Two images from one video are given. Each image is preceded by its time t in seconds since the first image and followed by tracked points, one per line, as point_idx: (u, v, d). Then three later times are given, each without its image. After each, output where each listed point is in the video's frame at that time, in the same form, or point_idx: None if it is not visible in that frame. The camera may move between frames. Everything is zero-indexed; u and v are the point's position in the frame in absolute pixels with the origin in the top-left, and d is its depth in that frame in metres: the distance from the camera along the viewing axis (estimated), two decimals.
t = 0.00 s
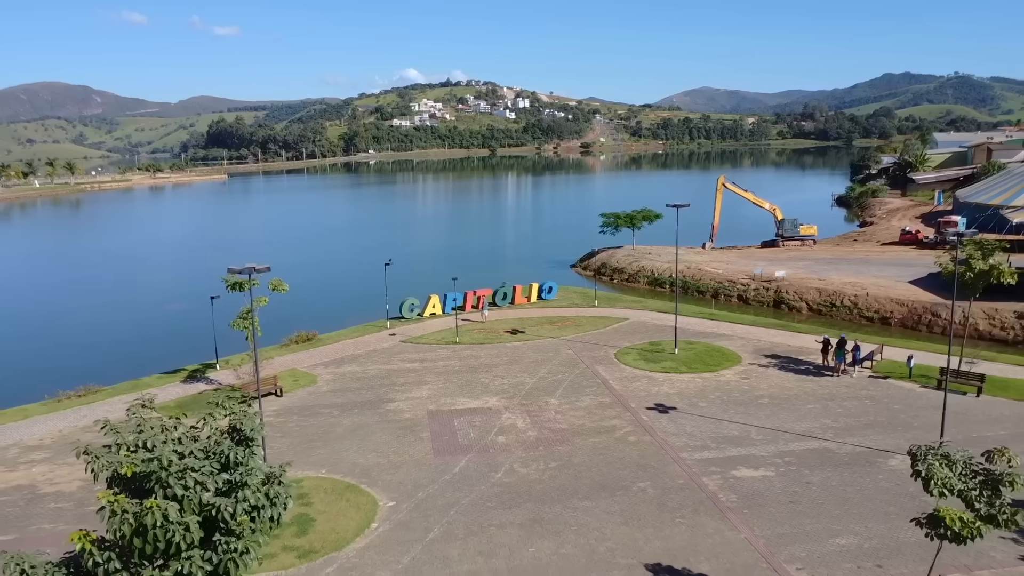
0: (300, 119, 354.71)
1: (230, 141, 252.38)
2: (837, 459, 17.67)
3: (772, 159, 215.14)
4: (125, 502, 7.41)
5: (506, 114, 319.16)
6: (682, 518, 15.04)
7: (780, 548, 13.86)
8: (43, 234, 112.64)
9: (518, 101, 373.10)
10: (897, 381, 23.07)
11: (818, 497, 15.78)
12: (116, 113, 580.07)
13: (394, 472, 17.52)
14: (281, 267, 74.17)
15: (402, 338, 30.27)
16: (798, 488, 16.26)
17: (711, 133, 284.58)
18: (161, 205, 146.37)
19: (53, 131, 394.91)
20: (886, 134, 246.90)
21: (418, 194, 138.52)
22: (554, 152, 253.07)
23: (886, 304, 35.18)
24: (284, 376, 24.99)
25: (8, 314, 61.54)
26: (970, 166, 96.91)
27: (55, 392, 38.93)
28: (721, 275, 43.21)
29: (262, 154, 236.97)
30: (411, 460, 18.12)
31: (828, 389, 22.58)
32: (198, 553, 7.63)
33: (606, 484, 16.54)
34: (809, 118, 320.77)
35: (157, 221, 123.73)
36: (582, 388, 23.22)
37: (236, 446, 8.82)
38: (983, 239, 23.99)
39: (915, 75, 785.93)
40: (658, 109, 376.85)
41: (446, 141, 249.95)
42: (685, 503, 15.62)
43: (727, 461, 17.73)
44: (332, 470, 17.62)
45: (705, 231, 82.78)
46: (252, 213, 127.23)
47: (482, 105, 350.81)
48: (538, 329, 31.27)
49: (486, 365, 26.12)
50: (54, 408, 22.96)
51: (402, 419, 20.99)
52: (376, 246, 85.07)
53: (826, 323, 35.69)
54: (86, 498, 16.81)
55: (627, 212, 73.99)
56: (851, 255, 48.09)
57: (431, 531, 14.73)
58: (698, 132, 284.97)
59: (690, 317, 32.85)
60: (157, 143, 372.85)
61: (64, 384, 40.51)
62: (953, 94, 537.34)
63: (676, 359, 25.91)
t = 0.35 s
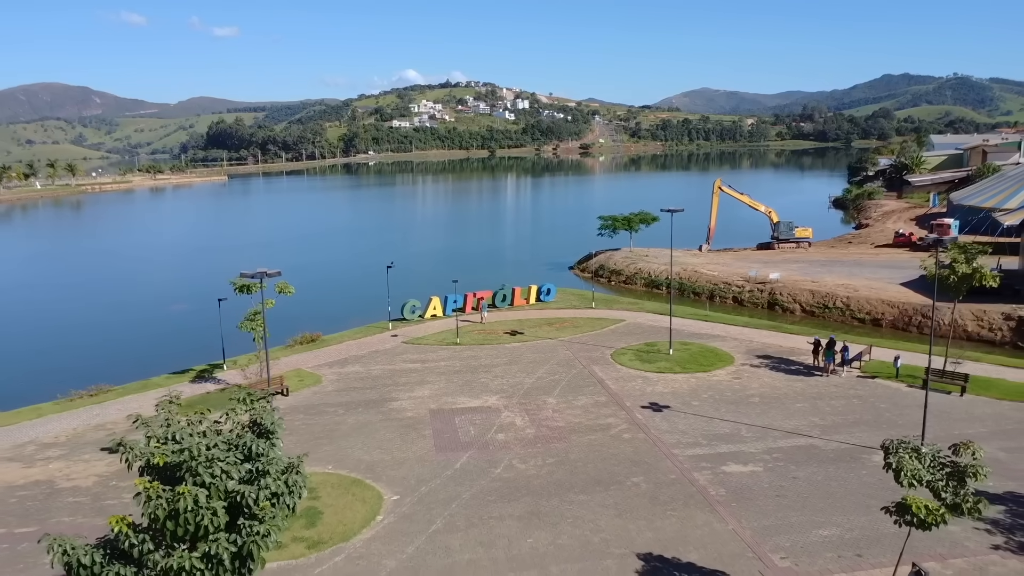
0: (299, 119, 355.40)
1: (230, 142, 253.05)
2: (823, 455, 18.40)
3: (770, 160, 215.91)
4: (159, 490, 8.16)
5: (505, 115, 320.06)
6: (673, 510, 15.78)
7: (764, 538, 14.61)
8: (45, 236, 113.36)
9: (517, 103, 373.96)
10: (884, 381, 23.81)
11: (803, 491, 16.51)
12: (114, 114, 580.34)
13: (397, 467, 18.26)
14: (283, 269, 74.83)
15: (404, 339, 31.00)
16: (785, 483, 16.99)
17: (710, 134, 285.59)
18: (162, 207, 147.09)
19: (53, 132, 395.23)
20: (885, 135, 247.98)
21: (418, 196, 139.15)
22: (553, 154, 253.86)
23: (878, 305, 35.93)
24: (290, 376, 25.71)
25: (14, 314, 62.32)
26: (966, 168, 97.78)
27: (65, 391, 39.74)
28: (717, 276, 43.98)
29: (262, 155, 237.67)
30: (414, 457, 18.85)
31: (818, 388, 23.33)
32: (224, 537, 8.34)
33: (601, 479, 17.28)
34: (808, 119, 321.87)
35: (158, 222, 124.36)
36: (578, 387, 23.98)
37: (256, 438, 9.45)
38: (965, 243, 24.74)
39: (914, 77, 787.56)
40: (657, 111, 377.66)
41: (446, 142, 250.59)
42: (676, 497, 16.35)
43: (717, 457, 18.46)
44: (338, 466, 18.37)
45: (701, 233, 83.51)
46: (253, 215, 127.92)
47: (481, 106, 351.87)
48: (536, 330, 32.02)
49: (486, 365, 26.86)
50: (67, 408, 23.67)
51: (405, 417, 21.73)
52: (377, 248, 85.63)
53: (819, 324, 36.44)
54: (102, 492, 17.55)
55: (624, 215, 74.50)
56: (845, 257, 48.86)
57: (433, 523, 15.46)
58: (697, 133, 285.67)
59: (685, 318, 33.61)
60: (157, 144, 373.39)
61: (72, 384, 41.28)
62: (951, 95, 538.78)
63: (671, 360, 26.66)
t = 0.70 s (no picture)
0: (299, 120, 356.16)
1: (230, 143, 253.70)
2: (811, 452, 19.08)
3: (770, 161, 216.78)
4: (186, 479, 8.83)
5: (505, 116, 320.95)
6: (666, 504, 16.44)
7: (752, 530, 15.28)
8: (47, 237, 113.83)
9: (517, 103, 374.77)
10: (874, 380, 24.49)
11: (792, 486, 17.18)
12: (114, 114, 580.66)
13: (401, 463, 18.93)
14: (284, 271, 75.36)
15: (406, 340, 31.66)
16: (774, 478, 17.66)
17: (710, 134, 286.50)
18: (162, 208, 147.65)
19: (53, 133, 395.79)
20: (884, 136, 248.92)
21: (417, 197, 139.63)
22: (553, 154, 254.64)
23: (871, 307, 36.61)
24: (295, 376, 26.34)
25: (19, 316, 62.90)
26: (962, 170, 98.58)
27: (73, 391, 40.32)
28: (713, 278, 44.65)
29: (262, 156, 238.39)
30: (417, 454, 19.53)
31: (809, 388, 24.01)
32: (244, 524, 9.00)
33: (597, 474, 17.96)
34: (807, 120, 322.83)
35: (158, 223, 124.87)
36: (577, 387, 24.64)
37: (272, 431, 10.06)
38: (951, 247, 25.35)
39: (914, 78, 788.84)
40: (656, 112, 378.43)
41: (445, 143, 251.22)
42: (670, 491, 17.02)
43: (710, 453, 19.14)
44: (344, 462, 19.04)
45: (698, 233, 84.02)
46: (253, 216, 128.39)
47: (481, 107, 352.73)
48: (535, 331, 32.71)
49: (486, 365, 27.53)
50: (79, 407, 24.30)
51: (408, 416, 22.40)
52: (378, 250, 86.08)
53: (813, 325, 37.09)
54: (117, 487, 18.19)
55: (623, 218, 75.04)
56: (840, 259, 49.54)
57: (436, 517, 16.13)
58: (696, 134, 286.62)
59: (681, 319, 34.30)
60: (157, 145, 374.03)
61: (79, 383, 41.85)
62: (951, 96, 539.82)
63: (667, 360, 27.33)
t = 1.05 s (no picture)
0: (299, 121, 356.89)
1: (230, 144, 254.64)
2: (800, 448, 19.83)
3: (768, 163, 217.74)
4: (211, 470, 9.56)
5: (504, 117, 321.83)
6: (659, 498, 17.19)
7: (741, 523, 16.01)
8: (49, 239, 114.41)
9: (516, 105, 375.62)
10: (862, 380, 25.23)
11: (779, 481, 17.93)
12: (112, 115, 580.71)
13: (405, 460, 19.66)
14: (286, 272, 75.89)
15: (408, 341, 32.41)
16: (763, 474, 18.40)
17: (709, 136, 287.62)
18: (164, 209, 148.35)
19: (53, 134, 396.76)
20: (883, 138, 250.14)
21: (417, 199, 140.24)
22: (553, 156, 255.65)
23: (863, 308, 37.39)
24: (300, 376, 27.08)
25: (24, 317, 63.43)
26: (957, 173, 99.47)
27: (81, 391, 40.93)
28: (709, 280, 45.39)
29: (263, 157, 239.06)
30: (420, 450, 20.26)
31: (799, 387, 24.76)
32: (263, 513, 9.74)
33: (593, 470, 18.69)
34: (807, 121, 323.94)
35: (159, 225, 125.40)
36: (574, 386, 25.40)
37: (288, 426, 10.74)
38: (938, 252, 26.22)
39: (913, 79, 790.23)
40: (655, 113, 379.37)
41: (445, 144, 252.12)
42: (662, 486, 17.76)
43: (702, 450, 19.88)
44: (349, 459, 19.78)
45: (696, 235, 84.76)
46: (253, 218, 128.93)
47: (480, 108, 353.79)
48: (534, 332, 33.46)
49: (486, 366, 28.26)
50: (91, 406, 25.06)
51: (410, 414, 23.14)
52: (379, 251, 86.70)
53: (807, 326, 37.86)
54: (131, 483, 18.92)
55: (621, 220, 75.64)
56: (835, 261, 50.31)
57: (439, 510, 16.85)
58: (696, 135, 287.66)
59: (676, 320, 35.06)
60: (156, 147, 374.41)
61: (87, 384, 42.48)
62: (951, 97, 541.44)
63: (662, 360, 28.08)
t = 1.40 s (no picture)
0: (298, 123, 357.56)
1: (230, 145, 255.39)
2: (790, 446, 20.50)
3: (767, 164, 218.50)
4: (231, 464, 10.20)
5: (503, 118, 322.79)
6: (653, 494, 17.84)
7: (730, 517, 16.67)
8: (50, 241, 114.84)
9: (515, 106, 376.47)
10: (853, 380, 25.93)
11: (769, 478, 18.59)
12: (111, 117, 580.82)
13: (407, 458, 20.33)
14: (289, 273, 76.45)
15: (409, 342, 33.09)
16: (754, 470, 19.06)
17: (708, 137, 288.53)
18: (164, 211, 148.88)
19: (52, 135, 397.52)
20: (882, 139, 250.88)
21: (416, 200, 140.93)
22: (552, 157, 256.45)
23: (856, 310, 38.10)
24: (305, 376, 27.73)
25: (31, 319, 63.60)
26: (953, 175, 100.29)
27: (90, 391, 41.45)
28: (706, 282, 46.08)
29: (262, 158, 239.71)
30: (423, 448, 20.94)
31: (791, 387, 25.47)
32: (278, 505, 10.40)
33: (590, 467, 19.36)
34: (806, 122, 324.82)
35: (160, 227, 125.82)
36: (572, 386, 26.07)
37: (301, 422, 11.32)
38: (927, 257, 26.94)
39: (912, 80, 791.48)
40: (654, 114, 380.04)
41: (445, 145, 252.90)
42: (656, 482, 18.43)
43: (695, 448, 20.55)
44: (353, 456, 20.44)
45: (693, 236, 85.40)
46: (253, 219, 129.44)
47: (479, 109, 354.79)
48: (533, 334, 34.12)
49: (486, 366, 28.93)
50: (101, 405, 25.75)
51: (412, 413, 23.81)
52: (379, 253, 87.26)
53: (802, 328, 38.55)
54: (143, 479, 19.58)
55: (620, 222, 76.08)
56: (829, 263, 51.02)
57: (441, 505, 17.52)
58: (695, 136, 288.43)
59: (673, 322, 35.71)
60: (155, 148, 375.09)
61: (94, 385, 42.97)
62: (949, 98, 542.64)
63: (658, 361, 28.75)
